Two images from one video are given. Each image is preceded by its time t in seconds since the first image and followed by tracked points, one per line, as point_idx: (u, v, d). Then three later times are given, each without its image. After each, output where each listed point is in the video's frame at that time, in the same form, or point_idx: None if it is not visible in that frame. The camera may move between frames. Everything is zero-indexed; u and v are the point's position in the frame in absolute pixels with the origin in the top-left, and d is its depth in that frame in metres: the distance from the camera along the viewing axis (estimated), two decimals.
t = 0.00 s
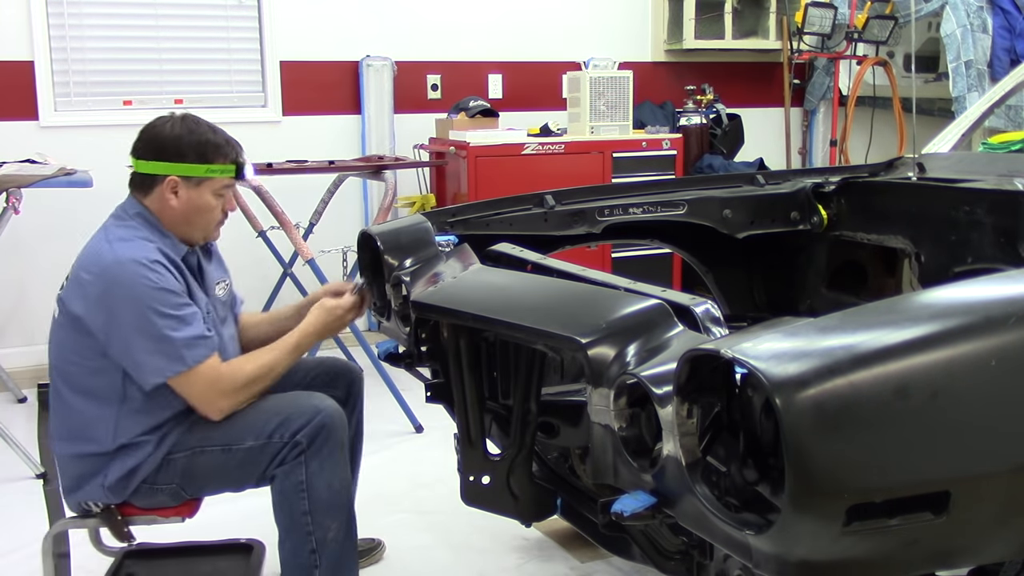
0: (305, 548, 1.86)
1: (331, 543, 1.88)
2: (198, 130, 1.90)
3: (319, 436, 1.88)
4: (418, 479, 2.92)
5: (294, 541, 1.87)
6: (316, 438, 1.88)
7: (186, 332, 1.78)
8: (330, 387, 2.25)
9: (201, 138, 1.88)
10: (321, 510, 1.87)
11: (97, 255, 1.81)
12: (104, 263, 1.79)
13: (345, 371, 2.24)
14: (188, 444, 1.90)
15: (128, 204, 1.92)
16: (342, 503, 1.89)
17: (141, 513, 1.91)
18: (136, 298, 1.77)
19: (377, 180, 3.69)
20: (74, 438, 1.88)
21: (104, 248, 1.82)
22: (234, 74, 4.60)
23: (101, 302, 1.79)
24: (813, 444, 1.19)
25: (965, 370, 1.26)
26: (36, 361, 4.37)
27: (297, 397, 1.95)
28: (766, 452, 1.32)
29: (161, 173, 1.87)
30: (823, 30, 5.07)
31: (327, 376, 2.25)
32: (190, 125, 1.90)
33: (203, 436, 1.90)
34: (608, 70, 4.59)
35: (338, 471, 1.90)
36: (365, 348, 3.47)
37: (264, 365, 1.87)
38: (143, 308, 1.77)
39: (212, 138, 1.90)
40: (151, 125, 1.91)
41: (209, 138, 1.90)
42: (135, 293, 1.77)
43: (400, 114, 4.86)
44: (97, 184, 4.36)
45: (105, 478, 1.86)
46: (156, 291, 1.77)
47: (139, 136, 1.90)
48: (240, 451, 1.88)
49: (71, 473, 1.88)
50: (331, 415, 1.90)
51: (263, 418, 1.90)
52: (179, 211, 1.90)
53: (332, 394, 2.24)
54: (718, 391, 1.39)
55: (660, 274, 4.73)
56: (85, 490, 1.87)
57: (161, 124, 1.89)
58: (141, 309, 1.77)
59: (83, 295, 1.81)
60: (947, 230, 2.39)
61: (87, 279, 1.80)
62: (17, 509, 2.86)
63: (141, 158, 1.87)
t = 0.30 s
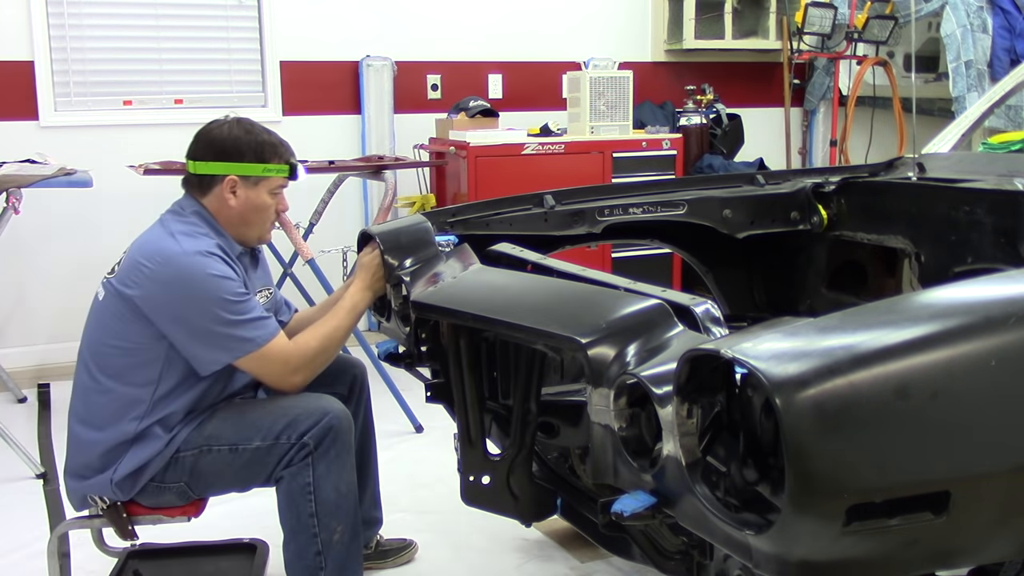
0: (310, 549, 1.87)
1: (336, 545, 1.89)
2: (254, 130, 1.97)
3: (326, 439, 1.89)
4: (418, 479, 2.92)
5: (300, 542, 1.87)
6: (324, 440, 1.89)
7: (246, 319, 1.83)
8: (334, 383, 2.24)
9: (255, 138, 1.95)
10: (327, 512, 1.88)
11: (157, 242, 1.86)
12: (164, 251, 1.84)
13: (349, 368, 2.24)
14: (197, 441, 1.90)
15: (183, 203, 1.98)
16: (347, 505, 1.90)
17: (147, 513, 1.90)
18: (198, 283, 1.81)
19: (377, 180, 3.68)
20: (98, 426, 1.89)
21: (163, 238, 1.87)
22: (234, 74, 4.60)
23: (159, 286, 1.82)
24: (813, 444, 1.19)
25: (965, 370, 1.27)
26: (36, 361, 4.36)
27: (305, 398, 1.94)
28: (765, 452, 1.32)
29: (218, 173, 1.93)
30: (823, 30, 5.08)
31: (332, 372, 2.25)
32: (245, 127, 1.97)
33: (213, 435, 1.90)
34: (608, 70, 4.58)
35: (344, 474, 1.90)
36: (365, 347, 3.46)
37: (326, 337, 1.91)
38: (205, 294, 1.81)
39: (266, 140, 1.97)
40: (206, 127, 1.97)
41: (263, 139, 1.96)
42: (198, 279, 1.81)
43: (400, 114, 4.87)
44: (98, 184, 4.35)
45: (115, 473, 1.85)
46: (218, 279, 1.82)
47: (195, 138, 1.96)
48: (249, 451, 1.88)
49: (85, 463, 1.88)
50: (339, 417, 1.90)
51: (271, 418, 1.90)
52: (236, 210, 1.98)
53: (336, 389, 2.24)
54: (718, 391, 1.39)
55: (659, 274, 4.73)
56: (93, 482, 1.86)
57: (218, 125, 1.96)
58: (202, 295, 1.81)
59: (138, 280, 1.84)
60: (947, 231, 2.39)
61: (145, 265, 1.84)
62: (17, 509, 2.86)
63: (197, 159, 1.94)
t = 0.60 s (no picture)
0: (310, 550, 1.87)
1: (336, 546, 1.89)
2: (240, 133, 1.96)
3: (322, 440, 1.88)
4: (418, 479, 2.92)
5: (299, 543, 1.87)
6: (320, 442, 1.88)
7: (235, 327, 1.82)
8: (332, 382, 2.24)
9: (241, 142, 1.94)
10: (325, 513, 1.88)
11: (145, 249, 1.85)
12: (152, 258, 1.83)
13: (346, 368, 2.23)
14: (193, 444, 1.90)
15: (170, 208, 1.98)
16: (346, 506, 1.90)
17: (146, 514, 1.90)
18: (186, 292, 1.80)
19: (378, 180, 3.68)
20: (94, 432, 1.89)
21: (152, 245, 1.86)
22: (234, 74, 4.60)
23: (148, 294, 1.81)
24: (814, 444, 1.19)
25: (966, 371, 1.27)
26: (36, 361, 4.36)
27: (302, 399, 1.94)
28: (765, 453, 1.32)
29: (204, 180, 1.93)
30: (823, 30, 5.07)
31: (330, 371, 2.25)
32: (230, 131, 1.95)
33: (209, 437, 1.90)
34: (608, 70, 4.58)
35: (342, 474, 1.90)
36: (365, 347, 3.46)
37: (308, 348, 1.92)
38: (194, 303, 1.80)
39: (252, 143, 1.96)
40: (191, 131, 1.96)
41: (250, 143, 1.96)
42: (186, 287, 1.80)
43: (400, 114, 4.87)
44: (97, 184, 4.35)
45: (113, 476, 1.85)
46: (207, 286, 1.81)
47: (182, 142, 1.95)
48: (246, 453, 1.89)
49: (82, 467, 1.88)
50: (334, 419, 1.90)
51: (266, 421, 1.90)
52: (224, 216, 1.98)
53: (335, 388, 2.24)
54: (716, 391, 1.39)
55: (659, 274, 4.73)
56: (91, 486, 1.86)
57: (203, 129, 1.95)
58: (190, 303, 1.80)
59: (126, 288, 1.84)
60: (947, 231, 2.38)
61: (133, 273, 1.83)
62: (17, 509, 2.86)
63: (184, 165, 1.93)
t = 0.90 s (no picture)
0: (309, 550, 1.87)
1: (336, 545, 1.89)
2: (254, 131, 1.98)
3: (323, 439, 1.88)
4: (418, 479, 2.92)
5: (299, 542, 1.87)
6: (321, 441, 1.88)
7: (239, 323, 1.83)
8: (332, 382, 2.24)
9: (252, 139, 1.96)
10: (326, 512, 1.87)
11: (149, 246, 1.86)
12: (156, 254, 1.84)
13: (347, 368, 2.23)
14: (193, 443, 1.90)
15: (177, 203, 1.99)
16: (346, 505, 1.90)
17: (146, 513, 1.90)
18: (191, 287, 1.81)
19: (378, 180, 3.68)
20: (94, 431, 1.89)
21: (155, 241, 1.87)
22: (234, 74, 4.60)
23: (152, 290, 1.82)
24: (814, 444, 1.19)
25: (965, 371, 1.26)
26: (35, 362, 4.36)
27: (303, 398, 1.94)
28: (765, 453, 1.32)
29: (214, 171, 1.94)
30: (823, 30, 5.07)
31: (330, 372, 2.25)
32: (243, 127, 1.97)
33: (209, 436, 1.90)
34: (608, 70, 4.58)
35: (342, 473, 1.90)
36: (365, 348, 3.46)
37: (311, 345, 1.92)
38: (199, 298, 1.81)
39: (263, 141, 1.98)
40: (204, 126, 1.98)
41: (261, 140, 1.97)
42: (191, 283, 1.81)
43: (400, 114, 4.86)
44: (97, 184, 4.35)
45: (113, 475, 1.85)
46: (211, 283, 1.82)
47: (192, 135, 1.97)
48: (246, 452, 1.88)
49: (82, 466, 1.88)
50: (335, 417, 1.90)
51: (267, 420, 1.90)
52: (229, 210, 1.98)
53: (335, 388, 2.24)
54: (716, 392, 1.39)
55: (659, 274, 4.73)
56: (91, 485, 1.86)
57: (216, 124, 1.97)
58: (195, 299, 1.81)
59: (130, 284, 1.84)
60: (947, 231, 2.38)
61: (136, 270, 1.84)
62: (17, 509, 2.86)
63: (193, 156, 1.94)
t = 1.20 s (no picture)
0: (310, 549, 1.87)
1: (336, 544, 1.89)
2: (247, 130, 1.98)
3: (325, 437, 1.89)
4: (418, 479, 2.92)
5: (300, 541, 1.87)
6: (324, 439, 1.88)
7: (251, 316, 1.84)
8: (333, 382, 2.24)
9: (245, 138, 1.95)
10: (327, 510, 1.87)
11: (157, 243, 1.87)
12: (166, 251, 1.85)
13: (347, 367, 2.23)
14: (196, 441, 1.90)
15: (179, 205, 1.99)
16: (348, 504, 1.90)
17: (147, 513, 1.90)
18: (201, 282, 1.82)
19: (378, 180, 3.68)
20: (96, 430, 1.89)
21: (163, 239, 1.88)
22: (234, 74, 4.60)
23: (162, 286, 1.83)
24: (814, 444, 1.19)
25: (965, 371, 1.26)
26: (35, 362, 4.36)
27: (304, 397, 1.95)
28: (765, 453, 1.32)
29: (209, 173, 1.94)
30: (823, 30, 5.07)
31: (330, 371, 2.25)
32: (235, 126, 1.97)
33: (212, 435, 1.90)
34: (608, 70, 4.58)
35: (344, 472, 1.90)
36: (365, 348, 3.46)
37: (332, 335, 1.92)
38: (209, 292, 1.82)
39: (257, 138, 1.97)
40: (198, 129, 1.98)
41: (254, 138, 1.97)
42: (201, 278, 1.82)
43: (400, 114, 4.87)
44: (97, 184, 4.35)
45: (115, 474, 1.85)
46: (221, 277, 1.83)
47: (187, 138, 1.97)
48: (248, 451, 1.89)
49: (83, 465, 1.88)
50: (338, 416, 1.90)
51: (270, 418, 1.90)
52: (230, 211, 1.98)
53: (335, 388, 2.24)
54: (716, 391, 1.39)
55: (659, 274, 4.73)
56: (92, 484, 1.86)
57: (209, 125, 1.97)
58: (206, 293, 1.82)
59: (139, 280, 1.85)
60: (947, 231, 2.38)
61: (145, 266, 1.85)
62: (18, 509, 2.86)
63: (189, 160, 1.94)
